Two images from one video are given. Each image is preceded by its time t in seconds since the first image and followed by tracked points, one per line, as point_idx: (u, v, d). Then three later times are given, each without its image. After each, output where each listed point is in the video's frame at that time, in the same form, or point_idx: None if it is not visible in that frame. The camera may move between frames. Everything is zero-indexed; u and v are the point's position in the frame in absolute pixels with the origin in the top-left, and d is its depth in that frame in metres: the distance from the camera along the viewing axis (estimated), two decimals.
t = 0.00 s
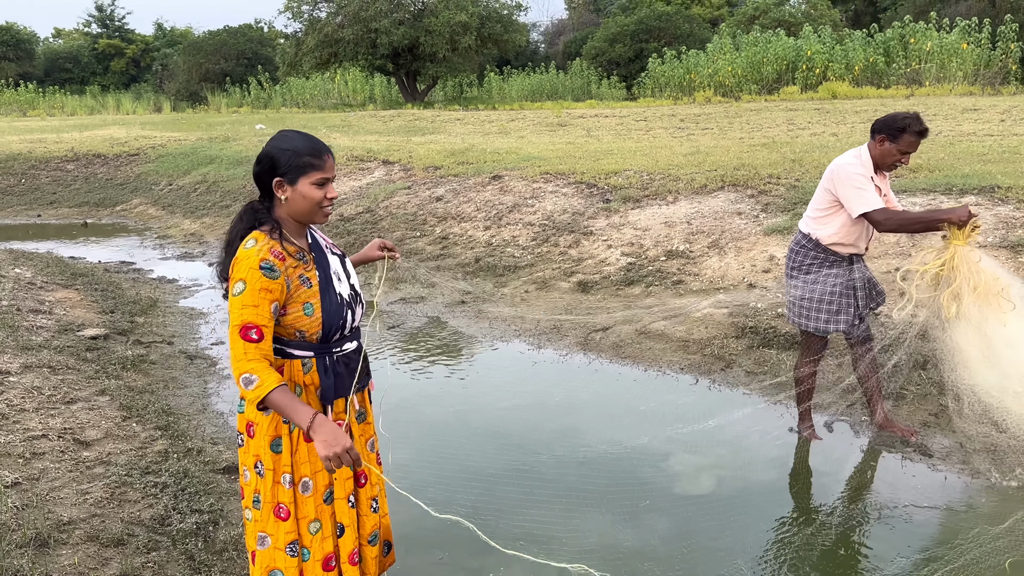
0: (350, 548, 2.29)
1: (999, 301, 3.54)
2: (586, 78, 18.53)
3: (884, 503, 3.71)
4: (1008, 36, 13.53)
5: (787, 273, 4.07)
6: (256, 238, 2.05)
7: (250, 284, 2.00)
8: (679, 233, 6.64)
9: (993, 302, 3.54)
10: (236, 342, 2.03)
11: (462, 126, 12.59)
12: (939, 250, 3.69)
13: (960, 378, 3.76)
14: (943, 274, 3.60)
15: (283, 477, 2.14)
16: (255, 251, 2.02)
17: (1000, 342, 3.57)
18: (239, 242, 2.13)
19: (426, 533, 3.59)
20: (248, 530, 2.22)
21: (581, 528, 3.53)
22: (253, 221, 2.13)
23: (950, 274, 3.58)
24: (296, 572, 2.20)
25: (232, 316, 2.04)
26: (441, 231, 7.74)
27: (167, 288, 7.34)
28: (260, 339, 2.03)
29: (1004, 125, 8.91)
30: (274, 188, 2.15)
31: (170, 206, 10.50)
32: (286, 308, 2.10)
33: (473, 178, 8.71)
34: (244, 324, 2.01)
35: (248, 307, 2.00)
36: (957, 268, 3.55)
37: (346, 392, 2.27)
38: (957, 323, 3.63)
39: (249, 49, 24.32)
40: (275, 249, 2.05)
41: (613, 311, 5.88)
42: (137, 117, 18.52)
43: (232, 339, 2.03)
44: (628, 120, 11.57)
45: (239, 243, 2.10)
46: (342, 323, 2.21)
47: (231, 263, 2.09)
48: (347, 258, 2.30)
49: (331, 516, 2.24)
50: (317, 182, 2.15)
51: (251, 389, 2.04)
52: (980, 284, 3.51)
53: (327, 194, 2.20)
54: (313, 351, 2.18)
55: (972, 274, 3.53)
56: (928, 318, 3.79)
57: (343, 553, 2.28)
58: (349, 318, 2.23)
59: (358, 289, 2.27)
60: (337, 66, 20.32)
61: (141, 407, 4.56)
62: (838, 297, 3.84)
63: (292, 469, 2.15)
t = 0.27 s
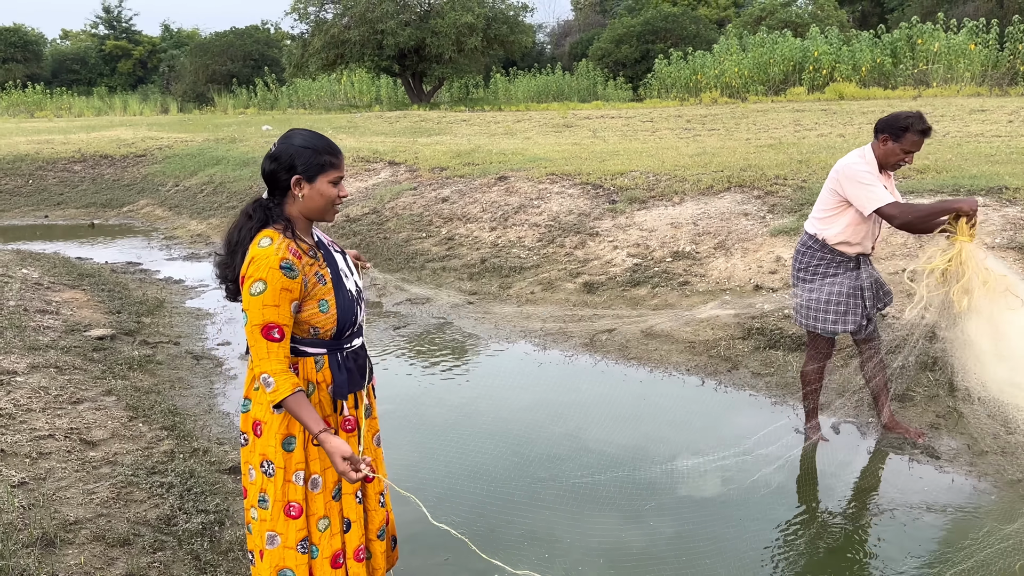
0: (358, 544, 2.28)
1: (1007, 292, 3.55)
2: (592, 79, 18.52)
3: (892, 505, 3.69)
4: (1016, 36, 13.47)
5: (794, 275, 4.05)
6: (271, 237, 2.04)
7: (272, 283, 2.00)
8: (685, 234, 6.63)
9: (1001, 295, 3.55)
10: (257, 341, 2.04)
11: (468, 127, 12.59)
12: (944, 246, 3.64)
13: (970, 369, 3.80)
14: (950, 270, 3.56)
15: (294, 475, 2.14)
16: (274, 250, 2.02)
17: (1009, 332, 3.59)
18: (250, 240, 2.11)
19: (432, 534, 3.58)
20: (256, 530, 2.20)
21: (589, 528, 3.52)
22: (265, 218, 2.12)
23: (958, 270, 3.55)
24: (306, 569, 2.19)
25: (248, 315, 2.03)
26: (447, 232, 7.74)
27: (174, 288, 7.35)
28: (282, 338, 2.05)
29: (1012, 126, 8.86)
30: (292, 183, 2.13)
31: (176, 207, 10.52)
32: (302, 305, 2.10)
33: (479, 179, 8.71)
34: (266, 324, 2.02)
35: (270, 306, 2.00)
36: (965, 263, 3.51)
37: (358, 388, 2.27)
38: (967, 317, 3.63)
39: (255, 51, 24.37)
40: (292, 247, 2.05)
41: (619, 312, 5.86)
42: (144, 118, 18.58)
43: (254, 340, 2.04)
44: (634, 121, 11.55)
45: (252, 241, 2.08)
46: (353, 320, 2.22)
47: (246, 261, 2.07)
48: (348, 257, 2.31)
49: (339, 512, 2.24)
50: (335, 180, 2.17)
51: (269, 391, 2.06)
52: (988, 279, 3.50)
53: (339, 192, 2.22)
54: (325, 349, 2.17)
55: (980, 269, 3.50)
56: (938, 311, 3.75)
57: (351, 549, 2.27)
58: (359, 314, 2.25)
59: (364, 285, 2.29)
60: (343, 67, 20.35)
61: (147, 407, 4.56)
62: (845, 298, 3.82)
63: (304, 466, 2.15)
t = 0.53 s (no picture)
0: (364, 535, 2.29)
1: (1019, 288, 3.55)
2: (596, 79, 18.50)
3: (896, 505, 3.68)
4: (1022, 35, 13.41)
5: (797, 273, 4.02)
6: (276, 233, 2.04)
7: (278, 276, 1.99)
8: (689, 234, 6.62)
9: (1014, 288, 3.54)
10: (262, 334, 2.02)
11: (472, 127, 12.60)
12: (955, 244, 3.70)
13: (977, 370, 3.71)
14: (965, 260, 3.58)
15: (303, 471, 2.12)
16: (280, 245, 2.01)
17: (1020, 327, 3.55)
18: (254, 238, 2.11)
19: (436, 534, 3.58)
20: (264, 528, 2.17)
21: (594, 527, 3.52)
22: (268, 215, 2.11)
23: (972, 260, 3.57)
24: (316, 566, 2.18)
25: (253, 308, 2.02)
26: (451, 232, 7.74)
27: (178, 289, 7.37)
28: (287, 330, 2.03)
29: (1018, 126, 8.83)
30: (297, 186, 2.13)
31: (181, 208, 10.55)
32: (307, 301, 2.10)
33: (483, 179, 8.71)
34: (271, 316, 2.01)
35: (275, 299, 1.99)
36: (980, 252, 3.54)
37: (359, 381, 2.29)
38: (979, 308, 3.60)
39: (259, 51, 24.41)
40: (297, 244, 2.05)
41: (623, 312, 5.86)
42: (149, 119, 18.64)
43: (259, 333, 2.02)
44: (638, 121, 11.53)
45: (256, 238, 2.07)
46: (356, 316, 2.23)
47: (250, 257, 2.06)
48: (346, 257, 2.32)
49: (346, 505, 2.25)
50: (338, 182, 2.18)
51: (278, 381, 2.04)
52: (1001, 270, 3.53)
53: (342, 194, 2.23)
54: (330, 345, 2.19)
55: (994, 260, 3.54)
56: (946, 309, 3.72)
57: (358, 540, 2.28)
58: (361, 310, 2.25)
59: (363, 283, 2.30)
60: (347, 68, 20.37)
61: (152, 407, 4.57)
62: (849, 298, 3.81)
63: (312, 462, 2.14)
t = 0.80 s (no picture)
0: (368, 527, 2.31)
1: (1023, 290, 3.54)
2: (598, 79, 18.50)
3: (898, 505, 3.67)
4: None
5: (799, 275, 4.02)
6: (274, 230, 2.04)
7: (275, 272, 1.98)
8: (691, 234, 6.62)
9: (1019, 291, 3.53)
10: (258, 329, 2.01)
11: (474, 127, 12.60)
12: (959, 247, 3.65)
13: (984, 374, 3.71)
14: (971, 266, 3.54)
15: (305, 467, 2.13)
16: (278, 242, 2.01)
17: None
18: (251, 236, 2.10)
19: (437, 533, 3.59)
20: (264, 525, 2.15)
21: (595, 527, 3.52)
22: (265, 214, 2.11)
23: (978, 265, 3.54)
24: (319, 560, 2.18)
25: (250, 303, 2.01)
26: (452, 232, 7.74)
27: (181, 289, 7.38)
28: (282, 325, 2.02)
29: (1020, 125, 8.82)
30: (295, 184, 2.13)
31: (183, 208, 10.56)
32: (304, 297, 2.10)
33: (484, 179, 8.72)
34: (267, 311, 2.00)
35: (272, 294, 1.98)
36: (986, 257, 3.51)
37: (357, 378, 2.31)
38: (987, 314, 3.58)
39: (262, 52, 24.44)
40: (295, 241, 2.05)
41: (624, 311, 5.86)
42: (151, 119, 18.67)
43: (254, 328, 2.01)
44: (640, 121, 11.53)
45: (253, 234, 2.07)
46: (353, 313, 2.24)
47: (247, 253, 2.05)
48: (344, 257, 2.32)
49: (348, 498, 2.26)
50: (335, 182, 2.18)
51: (276, 373, 2.03)
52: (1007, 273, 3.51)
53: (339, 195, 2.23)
54: (328, 341, 2.19)
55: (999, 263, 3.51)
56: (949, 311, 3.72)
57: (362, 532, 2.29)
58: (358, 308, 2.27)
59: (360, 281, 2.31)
60: (349, 68, 20.39)
61: (154, 407, 4.58)
62: (850, 298, 3.80)
63: (314, 457, 2.15)
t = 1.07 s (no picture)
0: (365, 522, 2.32)
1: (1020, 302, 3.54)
2: (599, 79, 18.49)
3: (898, 504, 3.68)
4: None
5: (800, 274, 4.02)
6: (267, 228, 2.04)
7: (268, 268, 1.98)
8: (692, 234, 6.61)
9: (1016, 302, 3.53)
10: (253, 327, 2.00)
11: (475, 127, 12.60)
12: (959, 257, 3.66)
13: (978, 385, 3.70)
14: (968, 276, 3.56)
15: (301, 463, 2.14)
16: (270, 239, 2.01)
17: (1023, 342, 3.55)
18: (244, 235, 2.10)
19: (437, 532, 3.59)
20: (260, 522, 2.14)
21: (595, 527, 3.52)
22: (259, 213, 2.11)
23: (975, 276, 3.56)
24: (316, 557, 2.19)
25: (243, 300, 2.01)
26: (453, 231, 7.74)
27: (182, 288, 7.39)
28: (276, 322, 2.02)
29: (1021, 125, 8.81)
30: (288, 184, 2.14)
31: (184, 208, 10.57)
32: (297, 294, 2.10)
33: (485, 179, 8.72)
34: (260, 308, 2.00)
35: (265, 290, 1.98)
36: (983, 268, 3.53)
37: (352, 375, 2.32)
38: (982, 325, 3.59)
39: (263, 52, 24.44)
40: (287, 238, 2.05)
41: (625, 311, 5.86)
42: (152, 119, 18.69)
43: (248, 325, 2.00)
44: (641, 121, 11.53)
45: (246, 233, 2.07)
46: (346, 310, 2.25)
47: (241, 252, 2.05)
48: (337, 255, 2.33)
49: (345, 494, 2.27)
50: (327, 181, 2.19)
51: (270, 371, 2.03)
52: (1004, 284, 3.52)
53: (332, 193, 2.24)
54: (322, 338, 2.20)
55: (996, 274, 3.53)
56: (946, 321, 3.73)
57: (358, 528, 2.31)
58: (350, 305, 2.28)
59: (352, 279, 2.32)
60: (350, 68, 20.39)
61: (155, 407, 4.59)
62: (852, 297, 3.80)
63: (310, 454, 2.15)
